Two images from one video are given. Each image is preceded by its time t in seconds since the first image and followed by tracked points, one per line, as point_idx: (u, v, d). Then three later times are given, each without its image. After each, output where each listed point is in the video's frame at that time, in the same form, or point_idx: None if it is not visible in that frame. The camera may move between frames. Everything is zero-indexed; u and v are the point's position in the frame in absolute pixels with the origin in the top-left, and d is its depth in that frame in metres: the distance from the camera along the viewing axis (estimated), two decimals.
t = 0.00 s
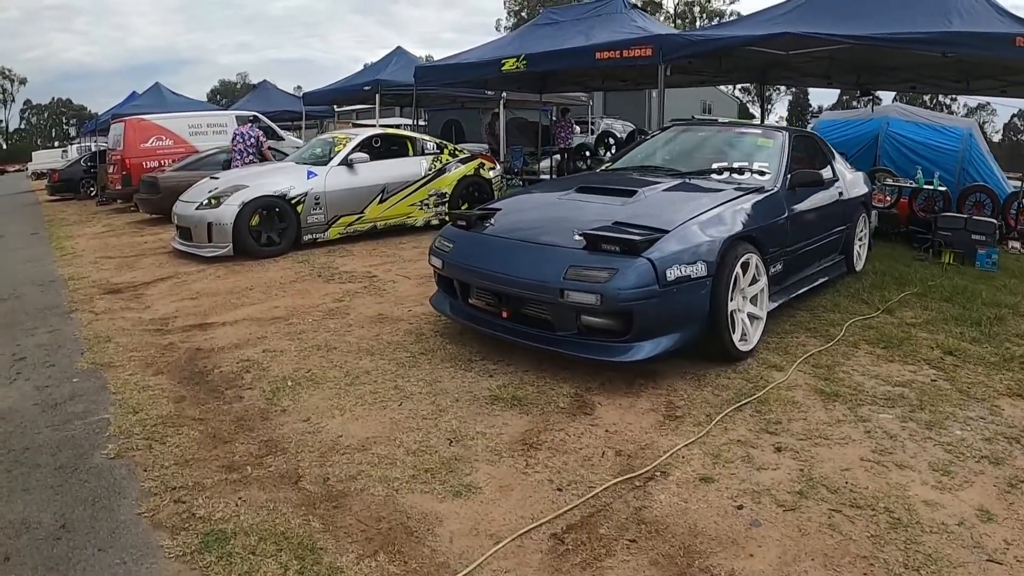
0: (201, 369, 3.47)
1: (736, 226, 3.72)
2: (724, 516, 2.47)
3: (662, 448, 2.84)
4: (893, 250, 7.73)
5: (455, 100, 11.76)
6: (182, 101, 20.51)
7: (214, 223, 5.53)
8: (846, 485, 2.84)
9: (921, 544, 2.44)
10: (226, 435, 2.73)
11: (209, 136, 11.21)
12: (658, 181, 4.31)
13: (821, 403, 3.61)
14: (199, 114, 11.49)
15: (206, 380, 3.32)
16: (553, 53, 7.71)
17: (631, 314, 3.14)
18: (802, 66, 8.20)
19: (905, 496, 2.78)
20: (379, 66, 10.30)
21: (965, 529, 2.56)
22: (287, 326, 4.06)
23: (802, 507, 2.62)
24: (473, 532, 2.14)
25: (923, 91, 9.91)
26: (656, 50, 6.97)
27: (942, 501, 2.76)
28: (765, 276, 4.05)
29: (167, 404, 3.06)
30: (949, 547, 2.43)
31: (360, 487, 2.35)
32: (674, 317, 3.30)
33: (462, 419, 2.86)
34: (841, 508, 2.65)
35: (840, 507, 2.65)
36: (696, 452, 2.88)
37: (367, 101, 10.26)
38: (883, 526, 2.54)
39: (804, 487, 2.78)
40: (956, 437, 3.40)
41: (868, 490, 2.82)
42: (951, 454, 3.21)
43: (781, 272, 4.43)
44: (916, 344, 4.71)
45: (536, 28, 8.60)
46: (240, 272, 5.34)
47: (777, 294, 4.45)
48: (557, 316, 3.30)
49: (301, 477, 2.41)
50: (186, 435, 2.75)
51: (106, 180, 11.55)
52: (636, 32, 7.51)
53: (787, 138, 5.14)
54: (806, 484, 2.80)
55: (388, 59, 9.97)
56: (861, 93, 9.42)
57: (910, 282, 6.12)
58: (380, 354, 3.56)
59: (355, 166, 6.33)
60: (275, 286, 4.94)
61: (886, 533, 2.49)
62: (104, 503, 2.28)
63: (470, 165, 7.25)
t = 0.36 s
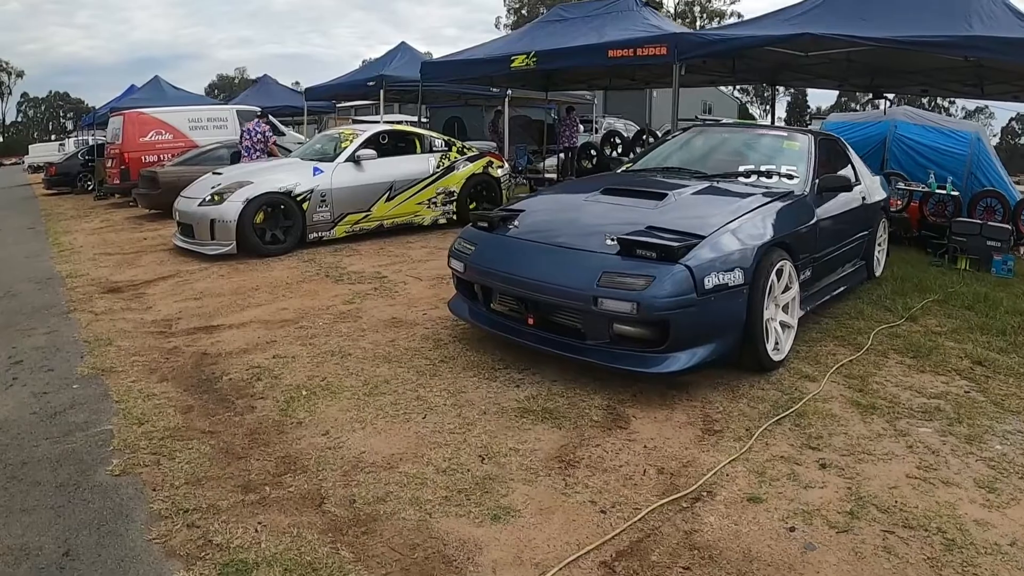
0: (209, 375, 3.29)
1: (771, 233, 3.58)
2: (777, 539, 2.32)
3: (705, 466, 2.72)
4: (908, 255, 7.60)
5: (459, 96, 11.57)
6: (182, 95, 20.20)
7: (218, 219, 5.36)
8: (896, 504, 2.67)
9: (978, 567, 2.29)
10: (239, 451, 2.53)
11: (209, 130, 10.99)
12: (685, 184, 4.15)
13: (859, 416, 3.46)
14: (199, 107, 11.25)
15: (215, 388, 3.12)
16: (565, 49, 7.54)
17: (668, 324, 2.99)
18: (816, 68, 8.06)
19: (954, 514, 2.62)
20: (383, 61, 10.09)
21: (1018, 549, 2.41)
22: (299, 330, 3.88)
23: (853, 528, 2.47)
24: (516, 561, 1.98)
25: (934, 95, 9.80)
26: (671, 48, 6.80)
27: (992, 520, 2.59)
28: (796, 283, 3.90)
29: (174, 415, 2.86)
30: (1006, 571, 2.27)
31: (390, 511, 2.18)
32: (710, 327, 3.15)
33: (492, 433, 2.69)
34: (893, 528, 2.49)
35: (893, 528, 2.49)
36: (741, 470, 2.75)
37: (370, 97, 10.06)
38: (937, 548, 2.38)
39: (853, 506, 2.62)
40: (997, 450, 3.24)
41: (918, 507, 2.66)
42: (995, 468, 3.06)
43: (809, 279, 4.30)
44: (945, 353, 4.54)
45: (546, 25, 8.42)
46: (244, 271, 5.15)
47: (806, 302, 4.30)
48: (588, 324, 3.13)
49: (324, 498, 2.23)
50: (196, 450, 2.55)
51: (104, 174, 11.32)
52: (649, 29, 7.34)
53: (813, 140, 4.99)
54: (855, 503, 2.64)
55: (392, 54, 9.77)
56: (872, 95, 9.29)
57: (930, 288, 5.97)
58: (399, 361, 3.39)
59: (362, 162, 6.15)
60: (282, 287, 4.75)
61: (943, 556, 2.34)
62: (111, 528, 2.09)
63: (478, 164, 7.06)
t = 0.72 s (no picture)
0: (216, 385, 3.10)
1: (803, 238, 3.45)
2: (832, 562, 2.16)
3: (749, 482, 2.58)
4: (918, 259, 7.47)
5: (459, 96, 11.39)
6: (179, 94, 19.89)
7: (218, 219, 5.17)
8: (947, 520, 2.50)
9: None
10: (252, 470, 2.35)
11: (206, 129, 10.76)
12: (710, 187, 4.00)
13: (896, 427, 3.30)
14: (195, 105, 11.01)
15: (222, 400, 2.93)
16: (572, 49, 7.38)
17: (705, 332, 2.86)
18: (824, 69, 7.95)
19: (1008, 531, 2.46)
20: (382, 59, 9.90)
21: None
22: (308, 337, 3.70)
23: (908, 547, 2.31)
24: None
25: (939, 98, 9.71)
26: (681, 48, 6.66)
27: None
28: (825, 290, 3.77)
29: (180, 430, 2.67)
30: None
31: (422, 538, 2.01)
32: (746, 337, 3.01)
33: (524, 451, 2.54)
34: (948, 546, 2.34)
35: (949, 546, 2.33)
36: (786, 486, 2.60)
37: (370, 95, 9.87)
38: (998, 567, 2.23)
39: (903, 522, 2.46)
40: None
41: (969, 522, 2.50)
42: None
43: (836, 285, 4.16)
44: (972, 359, 4.39)
45: (551, 24, 8.27)
46: (245, 273, 4.96)
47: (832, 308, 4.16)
48: (618, 333, 2.99)
49: (348, 523, 2.06)
50: (206, 469, 2.36)
51: (98, 173, 11.08)
52: (657, 28, 7.19)
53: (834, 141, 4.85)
54: (905, 519, 2.48)
55: (392, 52, 9.58)
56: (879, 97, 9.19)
57: (947, 293, 5.83)
58: (416, 370, 3.21)
59: (366, 162, 5.97)
60: (286, 290, 4.56)
61: None
62: (117, 558, 1.90)
63: (483, 164, 6.89)
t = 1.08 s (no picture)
0: (218, 400, 2.91)
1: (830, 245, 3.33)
2: None
3: (791, 501, 2.43)
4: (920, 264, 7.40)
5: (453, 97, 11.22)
6: (167, 94, 19.52)
7: (212, 222, 4.98)
8: (990, 536, 2.37)
9: None
10: (263, 496, 2.17)
11: (196, 129, 10.51)
12: (729, 192, 3.87)
13: (927, 439, 3.17)
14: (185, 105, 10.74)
15: (224, 417, 2.74)
16: (573, 49, 7.24)
17: (738, 344, 2.72)
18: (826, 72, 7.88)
19: None
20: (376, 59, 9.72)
21: None
22: (312, 346, 3.51)
23: (959, 567, 2.17)
24: None
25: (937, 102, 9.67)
26: (686, 49, 6.53)
27: None
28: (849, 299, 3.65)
29: (180, 449, 2.48)
30: None
31: (455, 571, 1.84)
32: (777, 349, 2.88)
33: (553, 471, 2.40)
34: (999, 565, 2.20)
35: (999, 566, 2.19)
36: (828, 505, 2.45)
37: (363, 96, 9.67)
38: None
39: (949, 540, 2.32)
40: None
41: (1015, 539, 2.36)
42: None
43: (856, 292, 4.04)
44: (991, 366, 4.27)
45: (551, 24, 8.12)
46: (241, 278, 4.76)
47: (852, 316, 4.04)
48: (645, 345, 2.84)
49: (371, 556, 1.89)
50: (212, 495, 2.18)
51: (86, 173, 10.80)
52: (660, 29, 7.06)
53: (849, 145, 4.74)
54: (951, 537, 2.34)
55: (387, 52, 9.40)
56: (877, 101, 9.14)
57: (957, 299, 5.73)
58: (429, 383, 3.04)
59: (364, 163, 5.78)
60: (285, 296, 4.37)
61: None
62: None
63: (483, 166, 6.71)
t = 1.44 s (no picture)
0: (232, 416, 2.75)
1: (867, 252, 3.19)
2: None
3: (843, 521, 2.28)
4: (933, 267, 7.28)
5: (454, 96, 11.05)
6: (164, 93, 19.31)
7: (215, 225, 4.81)
8: None
9: None
10: (288, 526, 2.01)
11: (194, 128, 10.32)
12: (758, 196, 3.74)
13: (968, 450, 3.02)
14: (183, 104, 10.56)
15: (239, 436, 2.58)
16: (582, 48, 7.09)
17: (782, 358, 2.58)
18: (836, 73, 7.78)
19: None
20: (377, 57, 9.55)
21: None
22: (326, 356, 3.35)
23: None
24: None
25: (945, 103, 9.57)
26: (699, 48, 6.39)
27: None
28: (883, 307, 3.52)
29: (195, 474, 2.32)
30: None
31: None
32: (820, 362, 2.74)
33: (596, 493, 2.26)
34: None
35: None
36: (880, 524, 2.30)
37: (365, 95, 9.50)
38: None
39: (1005, 559, 2.18)
40: None
41: None
42: None
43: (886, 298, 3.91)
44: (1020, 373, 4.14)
45: (557, 22, 7.96)
46: (246, 283, 4.60)
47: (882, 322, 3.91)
48: (684, 358, 2.70)
49: None
50: (232, 525, 2.02)
51: (82, 173, 10.60)
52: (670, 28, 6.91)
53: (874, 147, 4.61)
54: (1006, 556, 2.20)
55: (388, 50, 9.23)
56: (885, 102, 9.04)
57: (977, 304, 5.60)
58: (453, 397, 2.89)
59: (371, 164, 5.62)
60: (292, 302, 4.20)
61: None
62: None
63: (490, 166, 6.55)
